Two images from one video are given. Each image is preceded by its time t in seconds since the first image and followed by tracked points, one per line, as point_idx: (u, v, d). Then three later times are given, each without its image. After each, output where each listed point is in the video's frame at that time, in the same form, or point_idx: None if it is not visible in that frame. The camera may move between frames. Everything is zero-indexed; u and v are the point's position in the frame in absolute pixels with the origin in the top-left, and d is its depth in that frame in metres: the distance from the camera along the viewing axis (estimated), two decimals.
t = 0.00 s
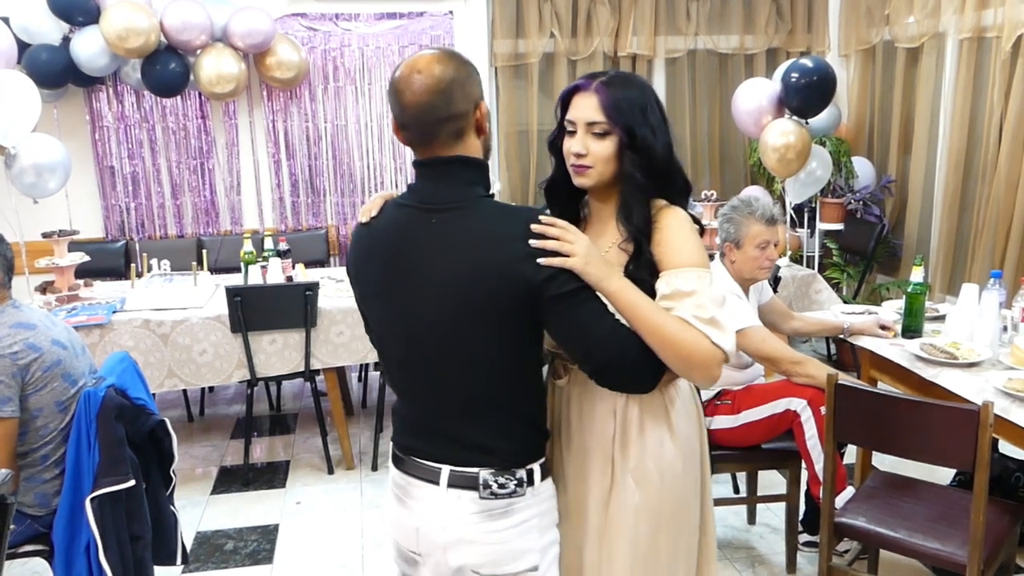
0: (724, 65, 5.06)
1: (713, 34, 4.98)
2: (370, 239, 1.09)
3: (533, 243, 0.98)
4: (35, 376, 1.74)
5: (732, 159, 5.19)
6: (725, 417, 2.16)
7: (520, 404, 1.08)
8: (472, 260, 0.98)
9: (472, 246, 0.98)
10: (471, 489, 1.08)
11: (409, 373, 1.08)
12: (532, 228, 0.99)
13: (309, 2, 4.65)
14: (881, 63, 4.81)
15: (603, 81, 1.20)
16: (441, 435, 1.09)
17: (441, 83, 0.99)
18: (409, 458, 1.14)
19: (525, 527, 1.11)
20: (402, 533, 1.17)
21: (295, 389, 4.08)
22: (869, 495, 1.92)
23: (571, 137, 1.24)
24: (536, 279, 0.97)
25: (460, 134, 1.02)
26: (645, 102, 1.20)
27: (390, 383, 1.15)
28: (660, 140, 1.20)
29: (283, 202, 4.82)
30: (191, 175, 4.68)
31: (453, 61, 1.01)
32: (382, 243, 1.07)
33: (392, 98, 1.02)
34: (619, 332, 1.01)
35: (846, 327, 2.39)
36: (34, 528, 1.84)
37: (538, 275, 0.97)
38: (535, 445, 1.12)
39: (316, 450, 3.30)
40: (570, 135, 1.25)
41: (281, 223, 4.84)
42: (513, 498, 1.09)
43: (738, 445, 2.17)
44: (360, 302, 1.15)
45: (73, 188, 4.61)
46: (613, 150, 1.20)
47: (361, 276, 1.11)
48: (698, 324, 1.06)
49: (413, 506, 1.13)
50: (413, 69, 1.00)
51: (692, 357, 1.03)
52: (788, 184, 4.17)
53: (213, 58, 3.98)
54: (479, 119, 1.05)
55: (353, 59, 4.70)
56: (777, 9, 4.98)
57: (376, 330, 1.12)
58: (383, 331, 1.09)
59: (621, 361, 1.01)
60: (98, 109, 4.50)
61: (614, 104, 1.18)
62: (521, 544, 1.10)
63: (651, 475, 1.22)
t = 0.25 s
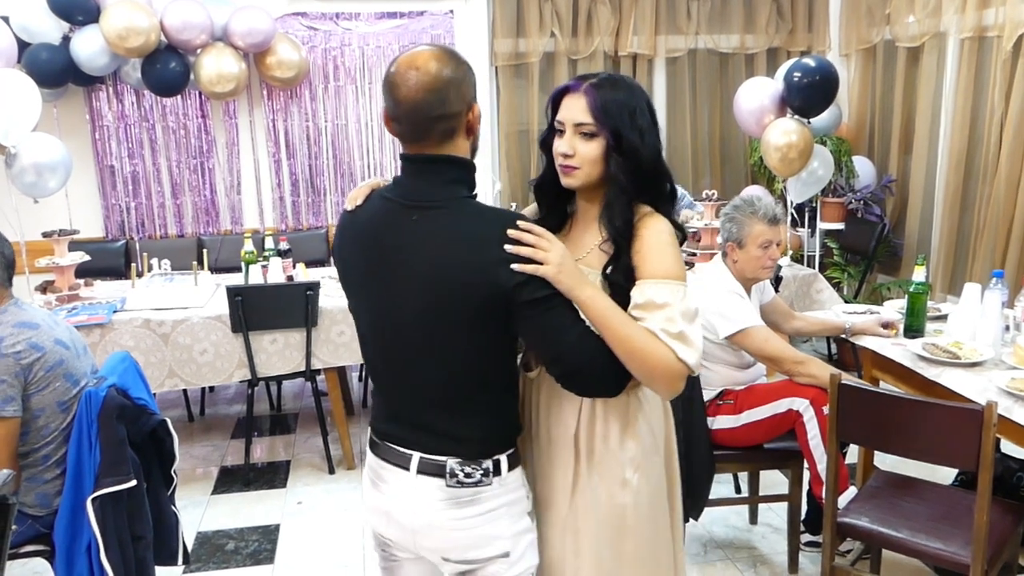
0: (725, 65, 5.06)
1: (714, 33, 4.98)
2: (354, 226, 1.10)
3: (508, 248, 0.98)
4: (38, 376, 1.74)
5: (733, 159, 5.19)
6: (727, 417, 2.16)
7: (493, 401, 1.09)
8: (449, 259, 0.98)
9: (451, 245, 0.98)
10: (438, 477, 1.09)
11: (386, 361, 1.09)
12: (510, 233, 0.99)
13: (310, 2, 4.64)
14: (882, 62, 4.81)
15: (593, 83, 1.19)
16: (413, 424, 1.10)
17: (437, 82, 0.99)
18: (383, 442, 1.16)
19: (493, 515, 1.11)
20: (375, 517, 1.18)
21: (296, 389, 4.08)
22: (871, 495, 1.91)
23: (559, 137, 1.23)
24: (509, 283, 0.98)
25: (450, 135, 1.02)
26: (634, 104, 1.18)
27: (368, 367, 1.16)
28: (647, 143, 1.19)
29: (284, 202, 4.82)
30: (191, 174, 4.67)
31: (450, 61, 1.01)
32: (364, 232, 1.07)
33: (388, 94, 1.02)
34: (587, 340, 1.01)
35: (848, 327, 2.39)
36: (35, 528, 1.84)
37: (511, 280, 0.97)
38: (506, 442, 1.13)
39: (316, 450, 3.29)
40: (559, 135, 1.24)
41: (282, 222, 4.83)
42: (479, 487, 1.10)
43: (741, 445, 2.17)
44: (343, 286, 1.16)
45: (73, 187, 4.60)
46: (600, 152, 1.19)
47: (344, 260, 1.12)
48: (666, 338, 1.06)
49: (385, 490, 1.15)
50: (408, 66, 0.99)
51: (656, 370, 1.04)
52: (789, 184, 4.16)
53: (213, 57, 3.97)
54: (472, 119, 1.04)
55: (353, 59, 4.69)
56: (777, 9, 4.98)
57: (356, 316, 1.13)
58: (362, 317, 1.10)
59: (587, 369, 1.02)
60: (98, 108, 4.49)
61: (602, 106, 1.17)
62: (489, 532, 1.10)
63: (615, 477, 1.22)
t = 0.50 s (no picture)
0: (725, 65, 5.06)
1: (714, 33, 4.98)
2: (346, 221, 1.10)
3: (492, 260, 0.98)
4: (42, 378, 1.73)
5: (733, 159, 5.19)
6: (729, 417, 2.16)
7: (471, 405, 1.09)
8: (433, 264, 0.98)
9: (436, 250, 0.98)
10: (409, 473, 1.10)
11: (367, 358, 1.10)
12: (494, 245, 0.99)
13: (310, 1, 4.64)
14: (883, 62, 4.81)
15: (582, 90, 1.18)
16: (390, 422, 1.11)
17: (434, 87, 0.98)
18: (361, 435, 1.16)
19: (465, 511, 1.12)
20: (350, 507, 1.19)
21: (296, 389, 4.08)
22: (873, 494, 1.91)
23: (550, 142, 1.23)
24: (491, 295, 0.98)
25: (444, 142, 1.02)
26: (624, 111, 1.17)
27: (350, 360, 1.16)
28: (636, 150, 1.18)
29: (285, 202, 4.82)
30: (191, 174, 4.67)
31: (447, 65, 1.00)
32: (354, 229, 1.07)
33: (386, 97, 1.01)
34: (568, 350, 1.02)
35: (849, 327, 2.39)
36: (36, 528, 1.84)
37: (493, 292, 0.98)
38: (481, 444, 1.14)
39: (317, 450, 3.29)
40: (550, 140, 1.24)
41: (282, 222, 4.83)
42: (449, 484, 1.10)
43: (742, 444, 2.17)
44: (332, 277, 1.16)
45: (73, 187, 4.60)
46: (588, 159, 1.18)
47: (333, 253, 1.12)
48: (646, 351, 1.08)
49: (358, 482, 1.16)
50: (406, 70, 0.99)
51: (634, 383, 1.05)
52: (790, 183, 4.17)
53: (214, 57, 3.97)
54: (468, 128, 1.04)
55: (354, 59, 4.69)
56: (778, 9, 4.98)
57: (342, 309, 1.13)
58: (347, 311, 1.11)
59: (567, 381, 1.02)
60: (98, 108, 4.49)
61: (590, 113, 1.16)
62: (461, 528, 1.11)
63: (595, 485, 1.20)
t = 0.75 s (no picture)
0: (726, 64, 5.06)
1: (714, 33, 4.98)
2: (345, 220, 1.10)
3: (486, 266, 0.98)
4: (47, 381, 1.73)
5: (734, 159, 5.19)
6: (730, 418, 2.16)
7: (464, 409, 1.09)
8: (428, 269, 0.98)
9: (432, 255, 0.98)
10: (403, 474, 1.10)
11: (362, 358, 1.10)
12: (487, 252, 0.98)
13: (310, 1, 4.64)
14: (883, 62, 4.81)
15: (577, 91, 1.18)
16: (383, 422, 1.11)
17: (433, 91, 0.98)
18: (356, 433, 1.17)
19: (460, 512, 1.11)
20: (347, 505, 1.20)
21: (296, 389, 4.07)
22: (874, 494, 1.91)
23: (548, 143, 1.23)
24: (483, 301, 0.98)
25: (444, 147, 1.01)
26: (620, 111, 1.17)
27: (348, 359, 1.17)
28: (631, 151, 1.17)
29: (285, 202, 4.81)
30: (191, 174, 4.67)
31: (447, 68, 1.00)
32: (353, 229, 1.07)
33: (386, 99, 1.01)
34: (563, 355, 1.02)
35: (850, 327, 2.39)
36: (37, 528, 1.84)
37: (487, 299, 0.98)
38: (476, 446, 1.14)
39: (317, 450, 3.29)
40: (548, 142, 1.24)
41: (282, 222, 4.83)
42: (443, 486, 1.10)
43: (744, 445, 2.17)
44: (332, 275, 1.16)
45: (73, 187, 4.60)
46: (583, 159, 1.18)
47: (332, 251, 1.12)
48: (643, 354, 1.07)
49: (355, 481, 1.16)
50: (405, 74, 0.99)
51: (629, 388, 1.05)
52: (791, 183, 4.17)
53: (214, 57, 3.97)
54: (467, 131, 1.03)
55: (354, 58, 4.69)
56: (778, 8, 4.98)
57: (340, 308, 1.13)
58: (344, 310, 1.11)
59: (561, 386, 1.02)
60: (98, 108, 4.49)
61: (583, 113, 1.16)
62: (456, 529, 1.11)
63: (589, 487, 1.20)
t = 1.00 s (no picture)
0: (725, 64, 5.06)
1: (714, 33, 4.98)
2: (358, 220, 1.10)
3: (498, 257, 0.97)
4: (48, 382, 1.73)
5: (733, 158, 5.19)
6: (730, 417, 2.16)
7: (479, 406, 1.09)
8: (440, 263, 0.98)
9: (443, 249, 0.98)
10: (419, 475, 1.10)
11: (377, 357, 1.10)
12: (499, 241, 0.98)
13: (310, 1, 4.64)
14: (883, 62, 4.81)
15: (584, 86, 1.18)
16: (399, 421, 1.11)
17: (435, 86, 0.97)
18: (373, 434, 1.17)
19: (474, 516, 1.11)
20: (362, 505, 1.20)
21: (296, 389, 4.07)
22: (874, 494, 1.91)
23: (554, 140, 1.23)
24: (496, 294, 0.98)
25: (450, 142, 1.01)
26: (625, 106, 1.17)
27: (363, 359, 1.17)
28: (637, 146, 1.17)
29: (285, 202, 4.81)
30: (191, 174, 4.67)
31: (450, 62, 0.99)
32: (365, 228, 1.08)
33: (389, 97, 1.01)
34: (577, 353, 1.01)
35: (850, 327, 2.39)
36: (37, 528, 1.84)
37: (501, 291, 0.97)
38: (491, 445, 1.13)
39: (317, 450, 3.29)
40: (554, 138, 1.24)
41: (282, 222, 4.83)
42: (459, 488, 1.10)
43: (744, 445, 2.17)
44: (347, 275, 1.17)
45: (73, 187, 4.59)
46: (589, 155, 1.18)
47: (346, 252, 1.13)
48: (658, 348, 1.07)
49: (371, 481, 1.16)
50: (408, 70, 0.99)
51: (649, 380, 1.04)
52: (791, 183, 4.17)
53: (214, 56, 3.97)
54: (473, 123, 1.03)
55: (354, 58, 4.69)
56: (778, 8, 4.98)
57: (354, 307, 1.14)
58: (358, 309, 1.11)
59: (578, 381, 1.02)
60: (98, 108, 4.49)
61: (589, 108, 1.16)
62: (469, 532, 1.11)
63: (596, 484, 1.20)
